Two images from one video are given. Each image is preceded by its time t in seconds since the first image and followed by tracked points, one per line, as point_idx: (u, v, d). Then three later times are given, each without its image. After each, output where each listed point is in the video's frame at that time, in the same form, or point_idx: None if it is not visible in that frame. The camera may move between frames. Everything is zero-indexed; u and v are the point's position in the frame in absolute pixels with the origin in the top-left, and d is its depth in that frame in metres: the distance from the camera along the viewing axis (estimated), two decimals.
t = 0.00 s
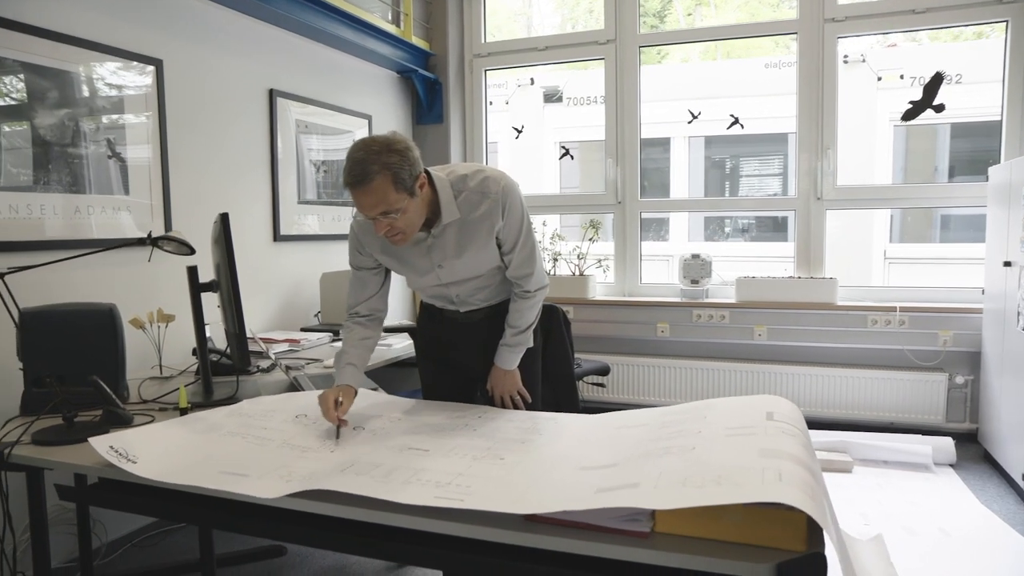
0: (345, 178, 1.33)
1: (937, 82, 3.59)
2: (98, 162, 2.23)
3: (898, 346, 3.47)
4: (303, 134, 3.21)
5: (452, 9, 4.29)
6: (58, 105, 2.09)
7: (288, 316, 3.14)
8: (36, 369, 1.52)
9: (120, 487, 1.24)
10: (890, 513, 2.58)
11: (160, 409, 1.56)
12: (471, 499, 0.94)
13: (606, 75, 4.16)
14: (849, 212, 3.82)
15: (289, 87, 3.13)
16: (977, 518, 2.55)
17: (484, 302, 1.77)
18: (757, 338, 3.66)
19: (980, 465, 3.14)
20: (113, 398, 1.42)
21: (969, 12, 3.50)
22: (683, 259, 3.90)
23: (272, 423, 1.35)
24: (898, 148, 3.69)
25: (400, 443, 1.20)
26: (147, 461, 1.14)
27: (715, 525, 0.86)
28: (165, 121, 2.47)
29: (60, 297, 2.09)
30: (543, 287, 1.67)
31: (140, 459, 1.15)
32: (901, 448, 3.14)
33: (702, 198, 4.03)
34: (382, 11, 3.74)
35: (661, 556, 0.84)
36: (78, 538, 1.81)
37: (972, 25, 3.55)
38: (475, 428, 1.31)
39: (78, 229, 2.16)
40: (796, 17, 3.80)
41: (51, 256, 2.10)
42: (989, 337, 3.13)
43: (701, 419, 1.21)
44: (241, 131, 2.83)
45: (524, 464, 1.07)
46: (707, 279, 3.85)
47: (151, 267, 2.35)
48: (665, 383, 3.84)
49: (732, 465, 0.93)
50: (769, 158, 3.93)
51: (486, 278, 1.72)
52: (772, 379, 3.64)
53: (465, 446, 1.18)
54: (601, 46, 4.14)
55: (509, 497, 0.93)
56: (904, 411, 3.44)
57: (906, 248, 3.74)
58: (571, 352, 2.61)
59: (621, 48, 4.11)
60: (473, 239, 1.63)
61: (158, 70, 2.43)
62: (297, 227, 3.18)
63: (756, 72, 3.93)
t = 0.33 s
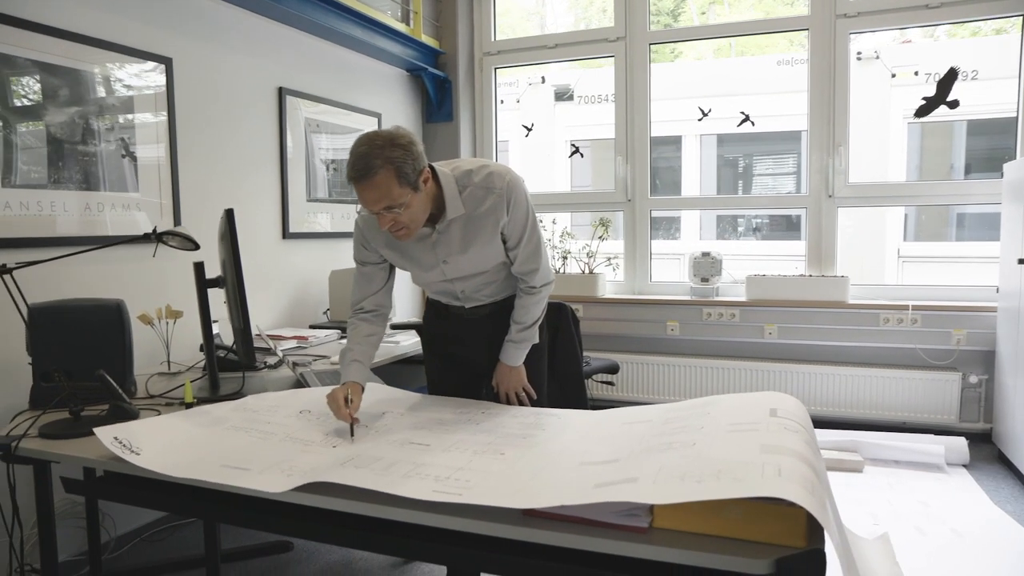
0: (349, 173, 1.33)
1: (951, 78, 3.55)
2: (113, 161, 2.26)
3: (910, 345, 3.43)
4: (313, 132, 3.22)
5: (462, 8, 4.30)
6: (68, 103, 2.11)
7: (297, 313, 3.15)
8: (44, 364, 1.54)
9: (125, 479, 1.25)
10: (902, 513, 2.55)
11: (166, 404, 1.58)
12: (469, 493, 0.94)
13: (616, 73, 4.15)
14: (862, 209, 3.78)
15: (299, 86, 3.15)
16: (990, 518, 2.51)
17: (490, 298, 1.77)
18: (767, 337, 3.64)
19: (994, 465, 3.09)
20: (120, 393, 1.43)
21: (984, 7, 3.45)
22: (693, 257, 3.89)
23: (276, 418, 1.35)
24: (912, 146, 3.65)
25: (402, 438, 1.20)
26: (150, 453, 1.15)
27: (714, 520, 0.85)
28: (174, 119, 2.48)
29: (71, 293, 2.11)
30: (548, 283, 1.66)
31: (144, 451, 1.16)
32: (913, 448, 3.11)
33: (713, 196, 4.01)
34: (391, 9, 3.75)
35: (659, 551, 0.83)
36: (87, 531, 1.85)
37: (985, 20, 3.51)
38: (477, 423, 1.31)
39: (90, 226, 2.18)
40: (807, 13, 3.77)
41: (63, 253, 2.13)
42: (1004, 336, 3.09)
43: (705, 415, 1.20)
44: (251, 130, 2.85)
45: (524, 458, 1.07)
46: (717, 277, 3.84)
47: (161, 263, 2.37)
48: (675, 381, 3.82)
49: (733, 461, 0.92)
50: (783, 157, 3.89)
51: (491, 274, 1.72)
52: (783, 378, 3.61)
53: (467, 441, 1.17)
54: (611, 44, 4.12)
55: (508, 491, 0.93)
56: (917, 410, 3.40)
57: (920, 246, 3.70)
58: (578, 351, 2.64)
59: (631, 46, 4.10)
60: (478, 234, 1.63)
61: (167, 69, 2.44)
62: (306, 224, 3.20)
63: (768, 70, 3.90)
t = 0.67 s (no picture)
0: (355, 161, 1.32)
1: (968, 74, 3.49)
2: (126, 160, 2.29)
3: (924, 344, 3.38)
4: (323, 130, 3.23)
5: (473, 6, 4.29)
6: (77, 101, 2.13)
7: (306, 311, 3.16)
8: (50, 361, 1.55)
9: (126, 476, 1.25)
10: (914, 515, 2.51)
11: (170, 401, 1.58)
12: (466, 491, 0.93)
13: (627, 70, 4.13)
14: (876, 207, 3.73)
15: (308, 84, 3.16)
16: (1004, 521, 2.46)
17: (497, 295, 1.74)
18: (779, 336, 3.60)
19: (1011, 467, 3.04)
20: (124, 389, 1.43)
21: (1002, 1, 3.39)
22: (704, 256, 3.86)
23: (278, 415, 1.35)
24: (928, 142, 3.59)
25: (402, 435, 1.20)
26: (150, 449, 1.16)
27: (714, 520, 0.83)
28: (183, 118, 2.49)
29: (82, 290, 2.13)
30: (557, 281, 1.65)
31: (144, 448, 1.16)
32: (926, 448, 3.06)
33: (726, 195, 3.97)
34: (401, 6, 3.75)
35: (657, 551, 0.82)
36: (94, 527, 1.86)
37: (1004, 14, 3.45)
38: (479, 421, 1.30)
39: (100, 223, 2.20)
40: (820, 9, 3.72)
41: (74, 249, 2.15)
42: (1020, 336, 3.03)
43: (710, 413, 1.18)
44: (260, 127, 2.86)
45: (524, 457, 1.06)
46: (728, 276, 3.80)
47: (170, 261, 2.39)
48: (685, 381, 3.79)
49: (734, 459, 0.90)
50: (798, 155, 3.84)
51: (499, 270, 1.70)
52: (795, 378, 3.57)
53: (468, 439, 1.17)
54: (621, 41, 4.10)
55: (506, 490, 0.92)
56: (932, 411, 3.35)
57: (936, 246, 3.64)
58: (587, 350, 2.62)
59: (641, 43, 4.07)
60: (485, 229, 1.61)
61: (175, 67, 2.45)
62: (316, 222, 3.21)
63: (782, 67, 3.86)
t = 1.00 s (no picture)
0: (364, 145, 1.30)
1: (982, 69, 3.44)
2: (138, 159, 2.31)
3: (937, 343, 3.34)
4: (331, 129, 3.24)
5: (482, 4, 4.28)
6: (84, 98, 2.14)
7: (313, 309, 3.17)
8: (54, 356, 1.56)
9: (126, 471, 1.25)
10: (923, 516, 2.48)
11: (172, 396, 1.58)
12: (461, 488, 0.92)
13: (636, 67, 4.10)
14: (889, 205, 3.68)
15: (316, 82, 3.16)
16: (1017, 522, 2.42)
17: (503, 291, 1.73)
18: (789, 335, 3.56)
19: None
20: (125, 385, 1.44)
21: None
22: (714, 254, 3.82)
23: (278, 411, 1.35)
24: (941, 138, 3.54)
25: (400, 432, 1.19)
26: (148, 445, 1.16)
27: (711, 519, 0.82)
28: (189, 116, 2.50)
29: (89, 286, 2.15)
30: (564, 277, 1.63)
31: (142, 443, 1.16)
32: (938, 449, 3.01)
33: (738, 192, 3.94)
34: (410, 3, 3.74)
35: (651, 550, 0.80)
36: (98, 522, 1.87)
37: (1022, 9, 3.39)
38: (479, 418, 1.29)
39: (107, 219, 2.21)
40: (833, 4, 3.68)
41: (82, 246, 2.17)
42: None
43: (712, 411, 1.16)
44: (268, 125, 2.87)
45: (521, 454, 1.04)
46: (738, 274, 3.77)
47: (177, 258, 2.40)
48: (694, 380, 3.77)
49: (733, 457, 0.88)
50: (812, 154, 3.80)
51: (504, 266, 1.69)
52: (805, 377, 3.53)
53: (466, 436, 1.16)
54: (630, 38, 4.07)
55: (500, 487, 0.90)
56: (945, 411, 3.30)
57: (950, 244, 3.58)
58: (594, 348, 2.61)
59: (651, 40, 4.05)
60: (491, 224, 1.59)
61: (181, 64, 2.45)
62: (323, 220, 3.21)
63: (794, 64, 3.82)
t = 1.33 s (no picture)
0: (347, 158, 1.21)
1: (993, 66, 3.40)
2: (146, 159, 2.34)
3: (945, 343, 3.30)
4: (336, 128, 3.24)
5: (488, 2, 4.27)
6: (90, 98, 2.16)
7: (318, 308, 3.18)
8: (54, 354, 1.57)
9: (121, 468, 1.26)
10: (931, 518, 2.45)
11: (170, 395, 1.59)
12: (448, 487, 0.91)
13: (642, 65, 4.08)
14: (898, 203, 3.64)
15: (321, 81, 3.17)
16: None
17: (495, 292, 1.71)
18: (796, 335, 3.52)
19: None
20: (123, 383, 1.44)
21: None
22: (720, 253, 3.79)
23: (273, 409, 1.34)
24: (951, 136, 3.50)
25: (393, 430, 1.18)
26: (142, 442, 1.16)
27: (699, 520, 0.81)
28: (192, 116, 2.51)
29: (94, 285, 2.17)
30: (554, 275, 1.63)
31: (135, 440, 1.17)
32: (946, 450, 2.98)
33: (746, 191, 3.91)
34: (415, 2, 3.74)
35: (638, 552, 0.80)
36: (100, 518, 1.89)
37: None
38: (474, 417, 1.28)
39: (112, 218, 2.23)
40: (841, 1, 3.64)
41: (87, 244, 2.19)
42: None
43: (708, 410, 1.15)
44: (271, 124, 2.87)
45: (513, 453, 1.04)
46: (744, 273, 3.74)
47: (181, 257, 2.42)
48: (700, 379, 3.74)
49: (724, 457, 0.87)
50: (822, 153, 3.77)
51: (495, 267, 1.67)
52: (813, 377, 3.49)
53: (459, 434, 1.15)
54: (637, 36, 4.06)
55: (487, 486, 0.90)
56: (954, 412, 3.26)
57: (961, 244, 3.54)
58: (598, 348, 2.59)
59: (657, 38, 4.03)
60: (482, 227, 1.56)
61: (184, 64, 2.46)
62: (328, 219, 3.22)
63: (803, 61, 3.78)
